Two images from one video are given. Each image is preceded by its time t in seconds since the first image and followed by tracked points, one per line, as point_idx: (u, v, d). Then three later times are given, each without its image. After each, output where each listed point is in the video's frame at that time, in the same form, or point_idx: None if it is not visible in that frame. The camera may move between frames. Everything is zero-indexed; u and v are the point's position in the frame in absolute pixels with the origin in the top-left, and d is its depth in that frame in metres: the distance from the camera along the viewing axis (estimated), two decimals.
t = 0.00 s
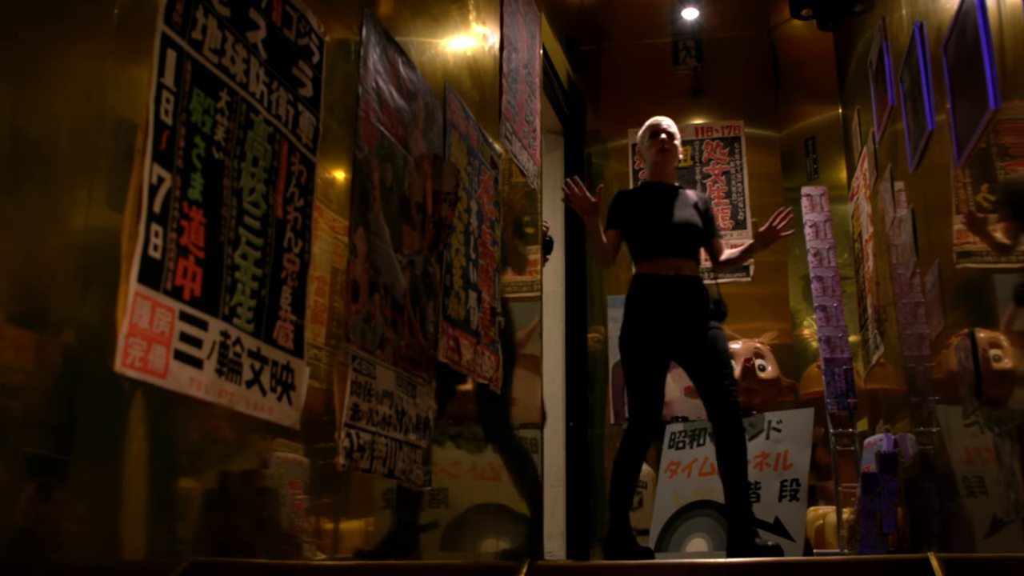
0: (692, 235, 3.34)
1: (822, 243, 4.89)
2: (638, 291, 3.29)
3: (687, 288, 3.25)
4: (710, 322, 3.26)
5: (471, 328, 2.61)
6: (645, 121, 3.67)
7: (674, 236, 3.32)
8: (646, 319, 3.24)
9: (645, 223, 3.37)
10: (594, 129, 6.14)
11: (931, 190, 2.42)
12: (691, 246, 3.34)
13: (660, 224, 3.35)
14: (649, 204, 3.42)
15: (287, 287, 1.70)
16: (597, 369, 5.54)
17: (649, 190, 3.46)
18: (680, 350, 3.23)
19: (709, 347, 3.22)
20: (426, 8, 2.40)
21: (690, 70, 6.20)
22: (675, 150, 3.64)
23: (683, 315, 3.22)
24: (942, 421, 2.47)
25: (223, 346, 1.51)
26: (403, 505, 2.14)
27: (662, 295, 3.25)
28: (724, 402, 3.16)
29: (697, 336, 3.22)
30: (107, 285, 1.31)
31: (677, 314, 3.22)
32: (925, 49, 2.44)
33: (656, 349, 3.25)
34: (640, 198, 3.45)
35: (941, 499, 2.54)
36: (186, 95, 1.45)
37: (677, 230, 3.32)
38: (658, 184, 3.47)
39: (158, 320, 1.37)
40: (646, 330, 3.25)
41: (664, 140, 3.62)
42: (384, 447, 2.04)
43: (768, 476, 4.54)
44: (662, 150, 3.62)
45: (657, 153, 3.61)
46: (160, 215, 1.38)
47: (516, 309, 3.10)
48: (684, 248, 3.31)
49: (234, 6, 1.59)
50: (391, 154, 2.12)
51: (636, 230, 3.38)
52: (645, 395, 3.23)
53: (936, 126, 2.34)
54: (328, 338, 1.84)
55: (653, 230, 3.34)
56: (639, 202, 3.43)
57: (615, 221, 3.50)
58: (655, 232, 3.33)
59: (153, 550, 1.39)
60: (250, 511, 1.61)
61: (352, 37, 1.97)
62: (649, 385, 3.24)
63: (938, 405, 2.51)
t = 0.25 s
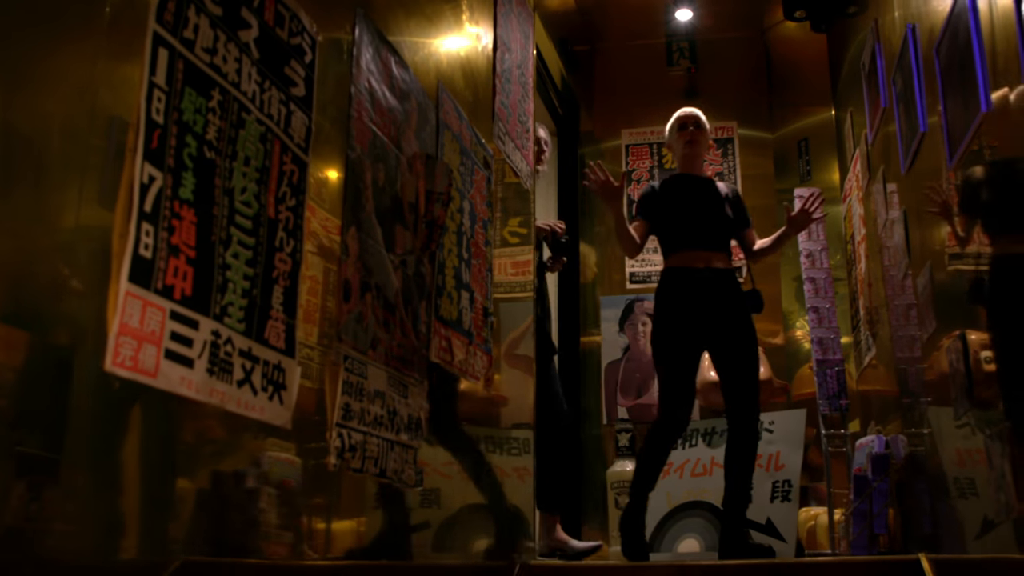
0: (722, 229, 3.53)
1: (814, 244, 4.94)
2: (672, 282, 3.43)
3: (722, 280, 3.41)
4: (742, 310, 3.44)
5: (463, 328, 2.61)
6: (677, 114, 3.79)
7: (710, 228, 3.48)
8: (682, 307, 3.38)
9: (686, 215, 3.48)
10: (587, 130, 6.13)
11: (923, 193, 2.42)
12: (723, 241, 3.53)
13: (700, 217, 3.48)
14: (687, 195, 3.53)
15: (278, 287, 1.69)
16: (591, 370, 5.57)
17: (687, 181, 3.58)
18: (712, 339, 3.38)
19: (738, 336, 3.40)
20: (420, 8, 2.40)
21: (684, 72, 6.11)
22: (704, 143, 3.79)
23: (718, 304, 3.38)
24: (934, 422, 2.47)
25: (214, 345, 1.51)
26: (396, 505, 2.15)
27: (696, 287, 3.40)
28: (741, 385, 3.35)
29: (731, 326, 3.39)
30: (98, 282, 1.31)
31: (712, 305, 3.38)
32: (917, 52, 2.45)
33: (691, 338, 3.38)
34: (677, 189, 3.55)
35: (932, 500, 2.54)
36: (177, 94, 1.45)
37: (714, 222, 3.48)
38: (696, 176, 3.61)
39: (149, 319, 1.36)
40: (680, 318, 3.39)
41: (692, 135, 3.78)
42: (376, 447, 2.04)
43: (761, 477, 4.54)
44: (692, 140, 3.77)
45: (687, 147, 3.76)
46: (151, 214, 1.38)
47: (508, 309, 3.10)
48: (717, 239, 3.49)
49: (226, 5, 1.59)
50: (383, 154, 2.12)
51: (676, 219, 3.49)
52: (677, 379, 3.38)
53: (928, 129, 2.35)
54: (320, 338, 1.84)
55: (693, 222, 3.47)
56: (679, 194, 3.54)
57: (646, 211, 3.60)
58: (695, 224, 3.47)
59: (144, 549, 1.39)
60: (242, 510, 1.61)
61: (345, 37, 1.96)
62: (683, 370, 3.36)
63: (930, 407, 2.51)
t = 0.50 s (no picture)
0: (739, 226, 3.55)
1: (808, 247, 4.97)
2: (684, 280, 3.44)
3: (734, 278, 3.42)
4: (754, 308, 3.45)
5: (456, 328, 2.61)
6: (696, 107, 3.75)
7: (727, 226, 3.49)
8: (692, 305, 3.39)
9: (703, 213, 3.49)
10: (582, 130, 6.14)
11: (915, 195, 2.43)
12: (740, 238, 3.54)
13: (716, 215, 3.50)
14: (705, 193, 3.55)
15: (270, 287, 1.69)
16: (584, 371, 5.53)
17: (706, 178, 3.59)
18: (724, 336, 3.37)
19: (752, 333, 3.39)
20: (413, 8, 2.40)
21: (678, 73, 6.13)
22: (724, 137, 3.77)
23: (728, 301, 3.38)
24: (926, 424, 2.47)
25: (205, 345, 1.51)
26: (389, 505, 2.15)
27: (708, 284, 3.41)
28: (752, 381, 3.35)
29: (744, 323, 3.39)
30: (89, 283, 1.30)
31: (724, 302, 3.39)
32: (910, 55, 2.45)
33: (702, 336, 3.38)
34: (695, 187, 3.57)
35: (923, 503, 2.55)
36: (169, 94, 1.45)
37: (731, 220, 3.50)
38: (716, 173, 3.62)
39: (140, 319, 1.36)
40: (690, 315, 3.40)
41: (710, 128, 3.74)
42: (368, 448, 2.04)
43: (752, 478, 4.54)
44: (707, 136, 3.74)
45: (705, 143, 3.74)
46: (142, 213, 1.38)
47: (502, 309, 3.09)
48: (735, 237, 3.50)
49: (219, 5, 1.59)
50: (376, 154, 2.12)
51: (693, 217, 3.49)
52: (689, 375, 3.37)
53: (921, 132, 2.35)
54: (313, 339, 1.84)
55: (709, 221, 3.48)
56: (697, 191, 3.55)
57: (662, 208, 3.60)
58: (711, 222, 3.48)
59: (135, 550, 1.38)
60: (234, 510, 1.60)
61: (338, 37, 1.96)
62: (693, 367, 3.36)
63: (922, 409, 2.51)
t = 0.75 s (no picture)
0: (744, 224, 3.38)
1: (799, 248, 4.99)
2: (685, 278, 3.27)
3: (735, 276, 3.26)
4: (755, 307, 3.30)
5: (447, 329, 2.61)
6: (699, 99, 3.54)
7: (732, 225, 3.32)
8: (692, 304, 3.23)
9: (707, 210, 3.31)
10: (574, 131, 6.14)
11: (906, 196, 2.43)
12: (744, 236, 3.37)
13: (721, 212, 3.32)
14: (709, 189, 3.36)
15: (260, 288, 1.69)
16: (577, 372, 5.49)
17: (710, 173, 3.40)
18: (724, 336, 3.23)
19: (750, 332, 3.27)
20: (404, 8, 2.40)
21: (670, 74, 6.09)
22: (730, 130, 3.56)
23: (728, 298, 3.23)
24: (917, 425, 2.48)
25: (195, 346, 1.51)
26: (381, 505, 2.15)
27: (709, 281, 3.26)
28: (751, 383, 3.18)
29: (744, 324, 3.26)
30: (79, 284, 1.29)
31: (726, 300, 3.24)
32: (901, 56, 2.46)
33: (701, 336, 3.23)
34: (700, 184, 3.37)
35: (914, 503, 2.56)
36: (159, 94, 1.44)
37: (736, 218, 3.33)
38: (721, 168, 3.43)
39: (129, 320, 1.36)
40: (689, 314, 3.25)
41: (715, 122, 3.54)
42: (359, 449, 2.04)
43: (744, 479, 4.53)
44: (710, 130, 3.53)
45: (708, 137, 3.53)
46: (131, 214, 1.38)
47: (495, 311, 3.10)
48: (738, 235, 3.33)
49: (209, 5, 1.59)
50: (367, 154, 2.12)
51: (696, 214, 3.31)
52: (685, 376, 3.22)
53: (911, 132, 2.36)
54: (304, 339, 1.84)
55: (714, 219, 3.31)
56: (699, 187, 3.36)
57: (663, 204, 3.41)
58: (716, 221, 3.31)
59: (128, 550, 1.38)
60: (226, 511, 1.60)
61: (329, 37, 1.96)
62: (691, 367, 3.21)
63: (912, 409, 2.51)
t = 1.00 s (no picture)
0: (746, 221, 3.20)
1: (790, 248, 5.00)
2: (685, 276, 3.11)
3: (736, 273, 3.11)
4: (756, 304, 3.15)
5: (438, 330, 2.61)
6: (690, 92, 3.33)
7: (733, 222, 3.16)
8: (693, 304, 3.08)
9: (706, 207, 3.15)
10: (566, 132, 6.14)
11: (896, 197, 2.44)
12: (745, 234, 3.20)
13: (721, 209, 3.15)
14: (707, 186, 3.19)
15: (250, 289, 1.69)
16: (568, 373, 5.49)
17: (708, 168, 3.22)
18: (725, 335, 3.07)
19: (753, 331, 3.10)
20: (396, 9, 2.40)
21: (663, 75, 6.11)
22: (727, 122, 3.35)
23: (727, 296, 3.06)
24: (907, 425, 2.48)
25: (184, 346, 1.51)
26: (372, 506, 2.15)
27: (709, 279, 3.10)
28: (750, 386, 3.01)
29: (747, 323, 3.10)
30: (67, 284, 1.29)
31: (727, 299, 3.07)
32: (891, 57, 2.46)
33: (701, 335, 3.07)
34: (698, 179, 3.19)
35: (904, 504, 2.56)
36: (148, 94, 1.44)
37: (736, 213, 3.17)
38: (720, 163, 3.24)
39: (117, 320, 1.36)
40: (688, 313, 3.09)
41: (713, 116, 3.32)
42: (349, 450, 2.04)
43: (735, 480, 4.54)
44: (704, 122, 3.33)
45: (702, 131, 3.33)
46: (120, 214, 1.38)
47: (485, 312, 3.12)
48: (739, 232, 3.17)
49: (199, 6, 1.58)
50: (357, 155, 2.12)
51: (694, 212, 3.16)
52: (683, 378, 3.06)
53: (901, 133, 2.37)
54: (294, 340, 1.84)
55: (713, 216, 3.14)
56: (699, 183, 3.18)
57: (661, 201, 3.25)
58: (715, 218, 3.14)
59: (120, 552, 1.38)
60: (217, 512, 1.60)
61: (320, 38, 1.96)
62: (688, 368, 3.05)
63: (903, 410, 2.51)
